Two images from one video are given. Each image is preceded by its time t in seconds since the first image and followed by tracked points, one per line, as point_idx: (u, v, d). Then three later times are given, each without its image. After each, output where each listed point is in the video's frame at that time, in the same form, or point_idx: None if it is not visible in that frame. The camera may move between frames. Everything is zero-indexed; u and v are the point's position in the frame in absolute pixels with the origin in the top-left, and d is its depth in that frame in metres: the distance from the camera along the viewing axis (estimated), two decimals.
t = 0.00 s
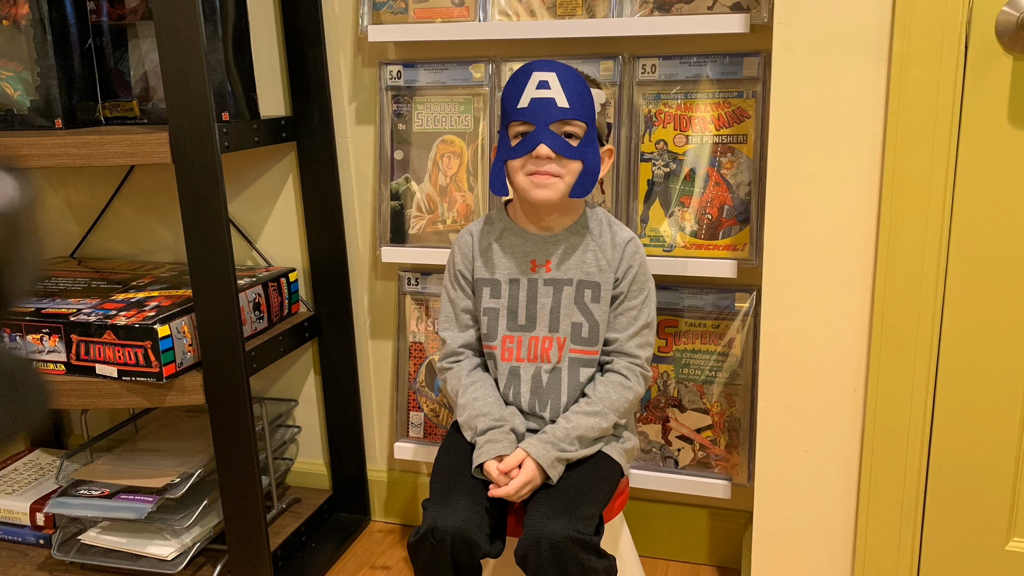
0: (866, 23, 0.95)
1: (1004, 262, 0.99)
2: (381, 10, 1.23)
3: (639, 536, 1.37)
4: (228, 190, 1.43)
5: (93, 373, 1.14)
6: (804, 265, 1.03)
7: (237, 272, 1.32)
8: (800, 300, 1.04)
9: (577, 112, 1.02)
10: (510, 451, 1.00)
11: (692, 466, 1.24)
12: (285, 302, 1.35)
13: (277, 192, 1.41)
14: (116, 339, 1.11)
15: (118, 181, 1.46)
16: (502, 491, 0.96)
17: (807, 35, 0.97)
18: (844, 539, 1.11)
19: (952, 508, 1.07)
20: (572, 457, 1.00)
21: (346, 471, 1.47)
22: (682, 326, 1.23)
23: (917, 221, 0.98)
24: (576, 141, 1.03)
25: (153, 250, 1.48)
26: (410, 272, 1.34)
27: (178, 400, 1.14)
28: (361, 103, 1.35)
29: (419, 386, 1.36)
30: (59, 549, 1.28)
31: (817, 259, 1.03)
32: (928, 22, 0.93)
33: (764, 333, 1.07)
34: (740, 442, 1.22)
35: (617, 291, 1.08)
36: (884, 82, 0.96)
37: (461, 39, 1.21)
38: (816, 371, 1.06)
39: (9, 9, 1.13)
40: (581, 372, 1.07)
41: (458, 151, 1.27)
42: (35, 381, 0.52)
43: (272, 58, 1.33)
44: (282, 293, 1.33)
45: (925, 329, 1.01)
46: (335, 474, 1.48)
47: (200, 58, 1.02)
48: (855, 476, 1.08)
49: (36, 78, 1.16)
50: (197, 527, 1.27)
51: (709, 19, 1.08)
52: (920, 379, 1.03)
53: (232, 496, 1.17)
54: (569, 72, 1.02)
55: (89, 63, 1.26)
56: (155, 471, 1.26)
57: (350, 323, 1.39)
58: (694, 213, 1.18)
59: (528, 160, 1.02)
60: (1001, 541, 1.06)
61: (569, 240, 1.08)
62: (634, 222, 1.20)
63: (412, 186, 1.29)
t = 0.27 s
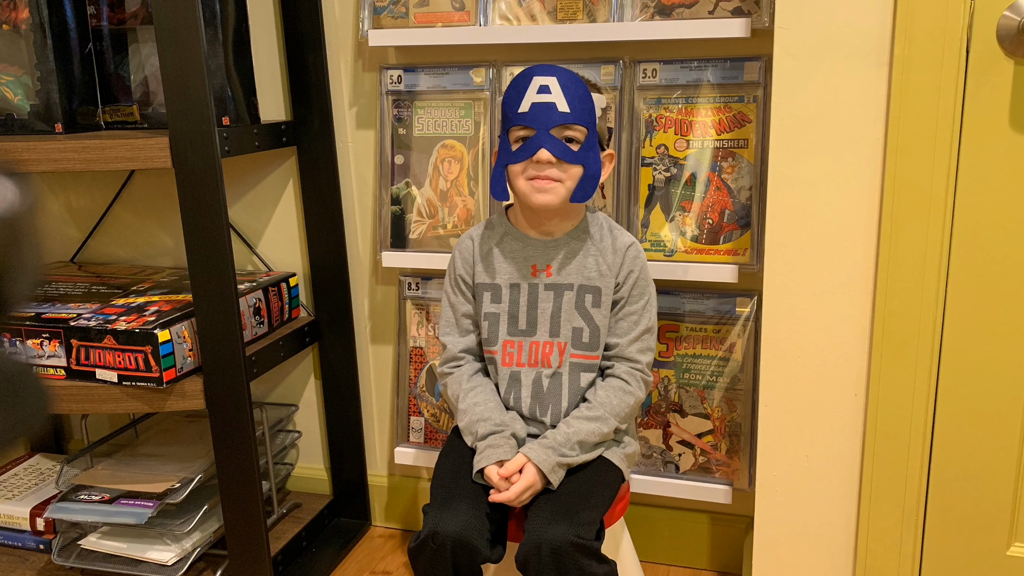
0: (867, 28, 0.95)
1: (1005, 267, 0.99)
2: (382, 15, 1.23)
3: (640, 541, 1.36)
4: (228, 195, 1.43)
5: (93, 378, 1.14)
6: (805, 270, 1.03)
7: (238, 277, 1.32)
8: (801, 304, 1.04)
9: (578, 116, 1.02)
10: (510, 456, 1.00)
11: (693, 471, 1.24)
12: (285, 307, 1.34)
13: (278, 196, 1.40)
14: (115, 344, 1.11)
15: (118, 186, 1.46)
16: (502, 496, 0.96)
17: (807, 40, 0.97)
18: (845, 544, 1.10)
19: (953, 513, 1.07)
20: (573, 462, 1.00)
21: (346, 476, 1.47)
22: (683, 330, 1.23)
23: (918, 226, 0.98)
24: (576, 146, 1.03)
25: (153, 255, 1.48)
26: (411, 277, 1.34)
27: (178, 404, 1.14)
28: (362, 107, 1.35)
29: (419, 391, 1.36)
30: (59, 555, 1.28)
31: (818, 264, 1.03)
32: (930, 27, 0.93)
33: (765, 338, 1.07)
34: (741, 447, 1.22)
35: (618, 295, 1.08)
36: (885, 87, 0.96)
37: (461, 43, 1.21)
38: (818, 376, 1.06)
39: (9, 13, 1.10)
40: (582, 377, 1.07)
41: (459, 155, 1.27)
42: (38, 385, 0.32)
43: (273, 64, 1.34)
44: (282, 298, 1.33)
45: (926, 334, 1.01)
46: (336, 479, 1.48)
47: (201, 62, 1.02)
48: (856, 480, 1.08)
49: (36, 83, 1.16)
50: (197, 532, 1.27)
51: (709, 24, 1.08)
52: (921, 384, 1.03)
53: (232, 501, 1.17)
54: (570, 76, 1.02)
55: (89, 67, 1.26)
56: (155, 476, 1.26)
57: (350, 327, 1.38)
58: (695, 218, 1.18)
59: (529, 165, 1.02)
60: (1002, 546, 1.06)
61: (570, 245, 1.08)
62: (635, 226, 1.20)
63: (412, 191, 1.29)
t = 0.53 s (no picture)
0: (868, 32, 0.95)
1: (1006, 272, 0.99)
2: (382, 19, 1.23)
3: (641, 546, 1.36)
4: (228, 200, 1.43)
5: (93, 383, 1.13)
6: (806, 274, 1.03)
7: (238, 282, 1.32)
8: (803, 309, 1.04)
9: (579, 121, 1.02)
10: (511, 461, 0.99)
11: (694, 476, 1.24)
12: (286, 312, 1.34)
13: (278, 201, 1.40)
14: (115, 349, 1.11)
15: (118, 191, 1.46)
16: (503, 501, 0.96)
17: (808, 45, 0.97)
18: (847, 550, 1.10)
19: (955, 518, 1.06)
20: (574, 467, 1.00)
21: (346, 481, 1.47)
22: (683, 335, 1.22)
23: (918, 231, 0.98)
24: (577, 151, 1.03)
25: (152, 260, 1.48)
26: (411, 282, 1.34)
27: (178, 410, 1.14)
28: (362, 112, 1.35)
29: (420, 396, 1.36)
30: (59, 560, 1.27)
31: (819, 268, 1.03)
32: (931, 31, 0.93)
33: (766, 342, 1.07)
34: (742, 452, 1.22)
35: (618, 300, 1.08)
36: (886, 91, 0.96)
37: (462, 48, 1.21)
38: (819, 380, 1.06)
39: (9, 18, 1.11)
40: (583, 382, 1.06)
41: (459, 160, 1.27)
42: (38, 389, 0.31)
43: (273, 69, 1.35)
44: (283, 302, 1.33)
45: (928, 339, 1.01)
46: (336, 484, 1.48)
47: (201, 67, 1.02)
48: (858, 485, 1.08)
49: (36, 87, 1.16)
50: (197, 537, 1.27)
51: (710, 28, 1.08)
52: (923, 389, 1.03)
53: (232, 506, 1.16)
54: (571, 81, 1.02)
55: (89, 71, 1.26)
56: (155, 481, 1.26)
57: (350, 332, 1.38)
58: (696, 223, 1.18)
59: (530, 169, 1.02)
60: (1004, 552, 1.06)
61: (571, 250, 1.08)
62: (636, 231, 1.20)
63: (413, 196, 1.29)
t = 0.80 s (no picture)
0: (870, 37, 0.95)
1: (1008, 276, 0.99)
2: (383, 24, 1.23)
3: (642, 552, 1.36)
4: (228, 204, 1.43)
5: (93, 388, 1.13)
6: (808, 279, 1.03)
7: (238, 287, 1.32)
8: (804, 314, 1.04)
9: (580, 125, 1.02)
10: (512, 466, 0.99)
11: (695, 481, 1.24)
12: (286, 317, 1.34)
13: (279, 205, 1.40)
14: (116, 354, 1.10)
15: (118, 196, 1.46)
16: (504, 506, 0.95)
17: (809, 49, 0.97)
18: (848, 555, 1.10)
19: (956, 523, 1.06)
20: (575, 472, 0.99)
21: (347, 486, 1.46)
22: (685, 340, 1.22)
23: (919, 236, 0.98)
24: (579, 155, 1.03)
25: (153, 265, 1.48)
26: (412, 286, 1.34)
27: (178, 414, 1.13)
28: (362, 116, 1.35)
29: (421, 401, 1.36)
30: (60, 565, 1.27)
31: (821, 273, 1.02)
32: (933, 35, 0.93)
33: (767, 347, 1.07)
34: (744, 457, 1.21)
35: (619, 305, 1.08)
36: (888, 95, 0.96)
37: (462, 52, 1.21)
38: (821, 385, 1.05)
39: (9, 22, 1.12)
40: (584, 387, 1.06)
41: (460, 164, 1.27)
42: (38, 395, 0.36)
43: (274, 74, 1.35)
44: (283, 307, 1.33)
45: (929, 344, 1.01)
46: (336, 489, 1.47)
47: (202, 71, 1.02)
48: (860, 490, 1.07)
49: (36, 92, 1.16)
50: (197, 542, 1.26)
51: (712, 32, 1.08)
52: (924, 394, 1.03)
53: (232, 511, 1.16)
54: (571, 86, 1.02)
55: (89, 76, 1.26)
56: (155, 486, 1.25)
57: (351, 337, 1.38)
58: (697, 227, 1.18)
59: (531, 174, 1.02)
60: (1005, 556, 1.06)
61: (572, 254, 1.08)
62: (637, 236, 1.20)
63: (413, 201, 1.29)
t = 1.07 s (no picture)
0: (871, 42, 0.95)
1: (1009, 281, 0.99)
2: (384, 28, 1.23)
3: (643, 557, 1.35)
4: (228, 209, 1.43)
5: (93, 393, 1.13)
6: (809, 284, 1.03)
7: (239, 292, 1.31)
8: (805, 319, 1.04)
9: (581, 130, 1.01)
10: (513, 471, 0.99)
11: (696, 486, 1.24)
12: (287, 322, 1.34)
13: (279, 210, 1.40)
14: (116, 358, 1.10)
15: (118, 200, 1.46)
16: (505, 511, 0.95)
17: (810, 53, 0.97)
18: (849, 560, 1.10)
19: (957, 528, 1.06)
20: (576, 477, 0.99)
21: (347, 491, 1.46)
22: (686, 345, 1.22)
23: (920, 241, 0.98)
24: (580, 159, 1.03)
25: (153, 270, 1.47)
26: (412, 291, 1.34)
27: (179, 419, 1.13)
28: (363, 121, 1.35)
29: (421, 406, 1.35)
30: (60, 570, 1.27)
31: (821, 277, 1.02)
32: (933, 40, 0.93)
33: (768, 352, 1.06)
34: (745, 462, 1.21)
35: (620, 310, 1.08)
36: (889, 100, 0.96)
37: (462, 56, 1.21)
38: (822, 390, 1.05)
39: (9, 26, 1.12)
40: (584, 392, 1.06)
41: (460, 169, 1.27)
42: (39, 400, 0.33)
43: (274, 79, 1.35)
44: (284, 312, 1.33)
45: (930, 348, 1.01)
46: (337, 494, 1.47)
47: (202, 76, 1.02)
48: (861, 495, 1.07)
49: (36, 96, 1.16)
50: (197, 547, 1.26)
51: (713, 36, 1.08)
52: (925, 398, 1.02)
53: (232, 516, 1.16)
54: (572, 90, 1.02)
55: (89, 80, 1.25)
56: (155, 492, 1.25)
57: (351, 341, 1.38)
58: (698, 232, 1.18)
59: (532, 178, 1.01)
60: (1006, 561, 1.06)
61: (573, 259, 1.08)
62: (638, 241, 1.20)
63: (413, 205, 1.29)
